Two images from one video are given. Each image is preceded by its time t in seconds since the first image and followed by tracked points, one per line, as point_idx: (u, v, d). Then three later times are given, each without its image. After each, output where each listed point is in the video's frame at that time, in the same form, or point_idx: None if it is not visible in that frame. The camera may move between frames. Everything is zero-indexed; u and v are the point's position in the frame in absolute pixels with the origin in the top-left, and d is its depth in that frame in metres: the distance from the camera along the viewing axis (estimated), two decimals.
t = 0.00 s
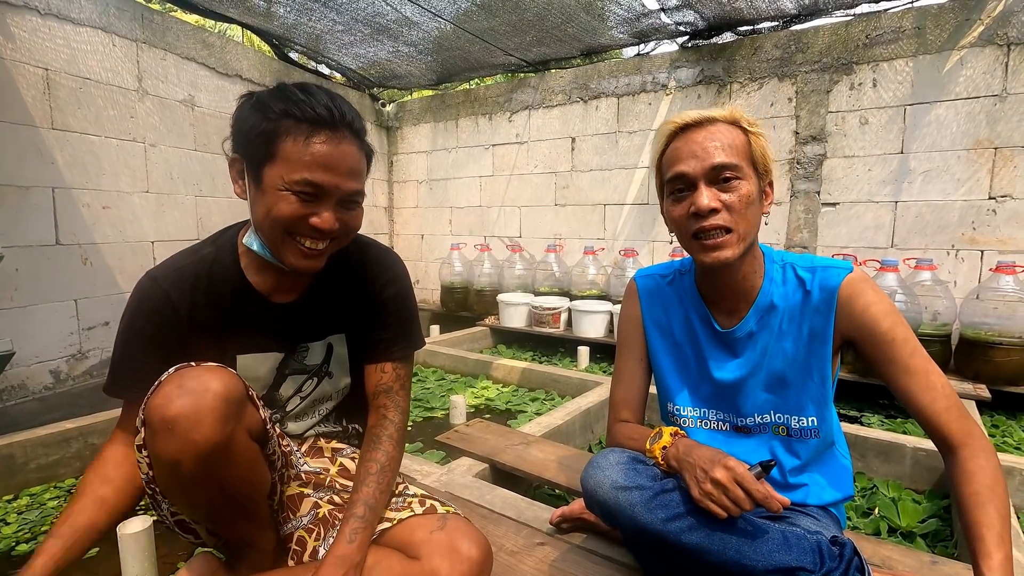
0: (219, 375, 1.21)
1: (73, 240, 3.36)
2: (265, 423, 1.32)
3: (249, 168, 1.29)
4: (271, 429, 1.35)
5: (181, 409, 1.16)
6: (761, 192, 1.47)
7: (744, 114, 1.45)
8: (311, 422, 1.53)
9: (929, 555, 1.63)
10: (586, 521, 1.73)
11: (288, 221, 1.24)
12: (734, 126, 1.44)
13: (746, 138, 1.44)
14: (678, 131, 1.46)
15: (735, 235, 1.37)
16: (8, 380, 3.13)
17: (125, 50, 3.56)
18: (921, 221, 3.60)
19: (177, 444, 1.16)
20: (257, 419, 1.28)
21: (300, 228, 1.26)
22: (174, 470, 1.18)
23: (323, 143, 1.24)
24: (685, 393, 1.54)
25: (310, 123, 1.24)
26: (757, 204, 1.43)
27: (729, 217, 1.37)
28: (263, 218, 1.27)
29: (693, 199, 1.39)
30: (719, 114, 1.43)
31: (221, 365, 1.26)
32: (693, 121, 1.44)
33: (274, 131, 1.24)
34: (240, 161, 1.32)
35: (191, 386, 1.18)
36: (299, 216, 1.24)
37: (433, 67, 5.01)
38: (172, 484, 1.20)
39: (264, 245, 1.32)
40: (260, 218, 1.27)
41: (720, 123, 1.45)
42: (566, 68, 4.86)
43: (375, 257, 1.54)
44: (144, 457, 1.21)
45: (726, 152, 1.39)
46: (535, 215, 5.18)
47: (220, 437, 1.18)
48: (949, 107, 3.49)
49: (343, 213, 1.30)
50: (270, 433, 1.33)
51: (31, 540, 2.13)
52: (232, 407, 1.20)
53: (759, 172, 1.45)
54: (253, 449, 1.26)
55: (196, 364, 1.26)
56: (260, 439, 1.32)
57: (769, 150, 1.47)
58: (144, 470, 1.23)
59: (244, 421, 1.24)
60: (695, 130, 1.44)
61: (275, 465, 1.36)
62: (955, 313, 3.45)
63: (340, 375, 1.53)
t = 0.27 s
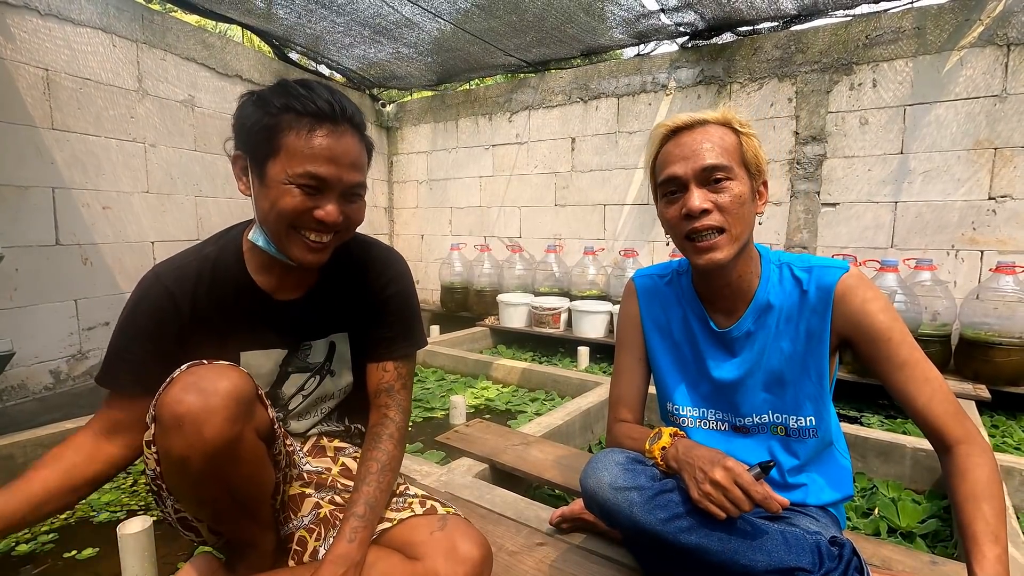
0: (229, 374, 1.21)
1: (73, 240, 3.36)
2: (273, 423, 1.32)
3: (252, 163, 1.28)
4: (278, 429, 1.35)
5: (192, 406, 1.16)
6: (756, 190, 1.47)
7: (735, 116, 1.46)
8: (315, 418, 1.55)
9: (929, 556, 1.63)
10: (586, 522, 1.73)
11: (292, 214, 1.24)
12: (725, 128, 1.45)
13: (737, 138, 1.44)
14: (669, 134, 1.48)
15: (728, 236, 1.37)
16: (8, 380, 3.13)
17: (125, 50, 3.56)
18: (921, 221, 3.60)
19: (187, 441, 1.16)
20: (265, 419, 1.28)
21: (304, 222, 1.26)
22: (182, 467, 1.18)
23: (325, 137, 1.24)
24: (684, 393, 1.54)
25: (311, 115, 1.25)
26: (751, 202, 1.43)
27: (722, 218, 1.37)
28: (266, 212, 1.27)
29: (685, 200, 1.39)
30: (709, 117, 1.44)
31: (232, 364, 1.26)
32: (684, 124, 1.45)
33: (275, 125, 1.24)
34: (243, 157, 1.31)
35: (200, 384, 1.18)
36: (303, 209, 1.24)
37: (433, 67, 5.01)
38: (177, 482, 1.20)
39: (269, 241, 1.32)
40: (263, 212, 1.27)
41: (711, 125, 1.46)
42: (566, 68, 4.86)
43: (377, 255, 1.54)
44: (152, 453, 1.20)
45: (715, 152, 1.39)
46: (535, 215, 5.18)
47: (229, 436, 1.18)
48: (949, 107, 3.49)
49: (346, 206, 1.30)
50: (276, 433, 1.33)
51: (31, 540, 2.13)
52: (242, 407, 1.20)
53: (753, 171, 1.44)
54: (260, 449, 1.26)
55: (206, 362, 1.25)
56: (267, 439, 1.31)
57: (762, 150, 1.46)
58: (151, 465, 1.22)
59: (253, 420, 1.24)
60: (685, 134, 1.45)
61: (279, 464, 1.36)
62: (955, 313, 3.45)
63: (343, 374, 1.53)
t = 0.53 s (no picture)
0: (228, 376, 1.21)
1: (74, 240, 3.37)
2: (272, 424, 1.32)
3: (234, 156, 1.36)
4: (276, 430, 1.35)
5: (190, 408, 1.16)
6: (755, 188, 1.47)
7: (734, 117, 1.46)
8: (318, 417, 1.55)
9: (929, 556, 1.63)
10: (586, 522, 1.73)
11: (267, 184, 1.28)
12: (724, 128, 1.45)
13: (736, 138, 1.44)
14: (668, 134, 1.48)
15: (726, 236, 1.37)
16: (9, 380, 3.14)
17: (126, 50, 3.57)
18: (921, 221, 3.60)
19: (186, 443, 1.16)
20: (263, 420, 1.28)
21: (280, 191, 1.28)
22: (181, 469, 1.18)
23: (286, 104, 1.28)
24: (684, 393, 1.54)
25: (273, 86, 1.30)
26: (750, 202, 1.43)
27: (719, 217, 1.37)
28: (249, 193, 1.31)
29: (683, 199, 1.40)
30: (708, 117, 1.44)
31: (230, 365, 1.27)
32: (683, 124, 1.46)
33: (244, 103, 1.31)
34: (232, 158, 1.38)
35: (201, 385, 1.18)
36: (276, 176, 1.27)
37: (433, 68, 5.01)
38: (179, 484, 1.20)
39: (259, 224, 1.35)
40: (246, 194, 1.32)
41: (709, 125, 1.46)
42: (567, 68, 4.86)
43: (382, 253, 1.53)
44: (151, 455, 1.22)
45: (712, 151, 1.39)
46: (535, 215, 5.18)
47: (227, 437, 1.17)
48: (950, 107, 3.49)
49: (321, 169, 1.31)
50: (275, 433, 1.33)
51: (32, 540, 2.13)
52: (241, 408, 1.20)
53: (752, 170, 1.44)
54: (258, 450, 1.26)
55: (205, 364, 1.26)
56: (266, 440, 1.32)
57: (761, 150, 1.46)
58: (150, 468, 1.23)
59: (252, 421, 1.24)
60: (683, 134, 1.45)
61: (279, 464, 1.37)
62: (956, 314, 3.44)
63: (346, 370, 1.52)
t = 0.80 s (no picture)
0: (238, 381, 1.22)
1: (74, 241, 3.37)
2: (279, 429, 1.32)
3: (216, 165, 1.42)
4: (284, 434, 1.36)
5: (201, 415, 1.16)
6: (756, 189, 1.47)
7: (736, 117, 1.46)
8: (324, 413, 1.55)
9: (930, 556, 1.63)
10: (587, 522, 1.73)
11: (239, 180, 1.31)
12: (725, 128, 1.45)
13: (738, 139, 1.44)
14: (670, 134, 1.48)
15: (726, 236, 1.37)
16: (10, 380, 3.14)
17: (126, 51, 3.57)
18: (921, 222, 3.60)
19: (195, 449, 1.16)
20: (272, 425, 1.29)
21: (252, 183, 1.31)
22: (190, 474, 1.18)
23: (238, 100, 1.32)
24: (685, 393, 1.54)
25: (233, 85, 1.35)
26: (751, 201, 1.43)
27: (718, 216, 1.37)
28: (230, 195, 1.36)
29: (683, 198, 1.40)
30: (710, 118, 1.45)
31: (239, 370, 1.27)
32: (685, 124, 1.46)
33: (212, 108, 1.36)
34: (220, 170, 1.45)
35: (211, 391, 1.18)
36: (246, 167, 1.30)
37: (434, 68, 5.01)
38: (185, 487, 1.20)
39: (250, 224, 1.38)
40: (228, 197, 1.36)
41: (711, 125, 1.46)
42: (567, 68, 4.86)
43: (384, 250, 1.53)
44: (159, 458, 1.22)
45: (713, 151, 1.39)
46: (536, 215, 5.18)
47: (237, 444, 1.18)
48: (950, 107, 3.49)
49: (287, 151, 1.33)
50: (283, 438, 1.34)
51: (33, 540, 2.13)
52: (250, 414, 1.20)
53: (753, 170, 1.44)
54: (267, 455, 1.27)
55: (215, 368, 1.26)
56: (274, 445, 1.32)
57: (763, 152, 1.46)
58: (158, 471, 1.24)
59: (261, 427, 1.25)
60: (685, 134, 1.45)
61: (284, 467, 1.37)
62: (956, 314, 3.44)
63: (350, 367, 1.52)
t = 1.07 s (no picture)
0: (236, 380, 1.22)
1: (75, 240, 3.37)
2: (278, 427, 1.32)
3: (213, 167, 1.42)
4: (282, 433, 1.36)
5: (199, 414, 1.15)
6: (756, 189, 1.46)
7: (736, 117, 1.46)
8: (323, 413, 1.55)
9: (931, 557, 1.63)
10: (588, 522, 1.73)
11: (225, 183, 1.31)
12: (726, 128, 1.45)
13: (738, 139, 1.44)
14: (671, 134, 1.48)
15: (725, 233, 1.37)
16: (10, 380, 3.13)
17: (127, 51, 3.57)
18: (922, 222, 3.60)
19: (194, 448, 1.15)
20: (269, 424, 1.29)
21: (237, 185, 1.30)
22: (188, 474, 1.17)
23: (223, 103, 1.31)
24: (686, 393, 1.54)
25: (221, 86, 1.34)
26: (750, 201, 1.42)
27: (718, 215, 1.36)
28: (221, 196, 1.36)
29: (683, 197, 1.39)
30: (711, 117, 1.45)
31: (237, 369, 1.27)
32: (685, 124, 1.46)
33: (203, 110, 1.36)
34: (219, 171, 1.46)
35: (210, 390, 1.18)
36: (231, 171, 1.30)
37: (434, 68, 5.01)
38: (184, 487, 1.20)
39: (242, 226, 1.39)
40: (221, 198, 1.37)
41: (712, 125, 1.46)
42: (567, 69, 4.87)
43: (382, 248, 1.52)
44: (158, 458, 1.21)
45: (713, 150, 1.39)
46: (536, 215, 5.18)
47: (235, 443, 1.17)
48: (951, 107, 3.49)
49: (270, 152, 1.30)
50: (281, 437, 1.34)
51: (33, 540, 2.13)
52: (248, 413, 1.20)
53: (753, 171, 1.44)
54: (265, 454, 1.26)
55: (212, 367, 1.26)
56: (273, 444, 1.32)
57: (763, 151, 1.46)
58: (157, 471, 1.23)
59: (259, 426, 1.25)
60: (687, 133, 1.45)
61: (283, 466, 1.37)
62: (956, 314, 3.44)
63: (349, 366, 1.52)
